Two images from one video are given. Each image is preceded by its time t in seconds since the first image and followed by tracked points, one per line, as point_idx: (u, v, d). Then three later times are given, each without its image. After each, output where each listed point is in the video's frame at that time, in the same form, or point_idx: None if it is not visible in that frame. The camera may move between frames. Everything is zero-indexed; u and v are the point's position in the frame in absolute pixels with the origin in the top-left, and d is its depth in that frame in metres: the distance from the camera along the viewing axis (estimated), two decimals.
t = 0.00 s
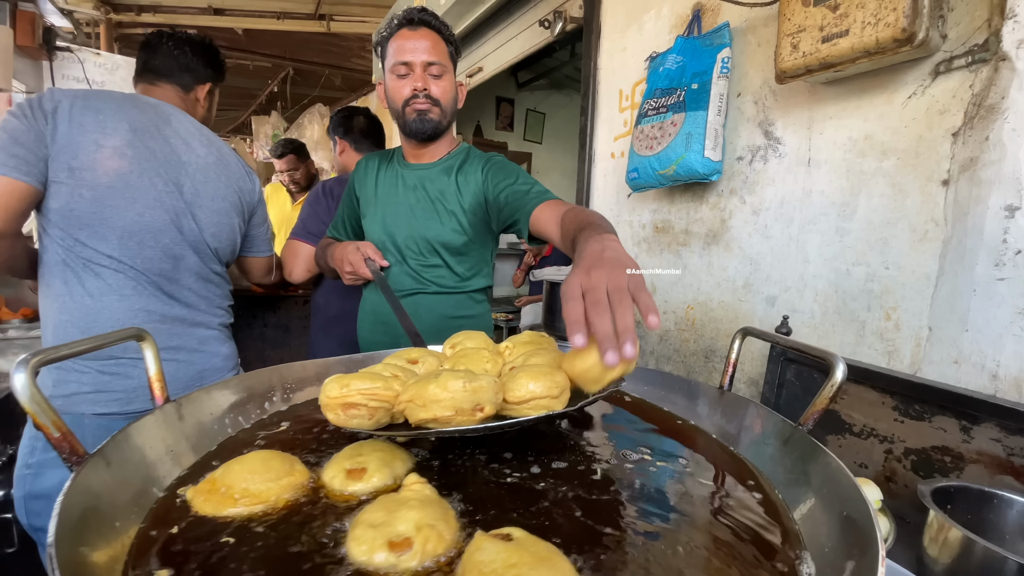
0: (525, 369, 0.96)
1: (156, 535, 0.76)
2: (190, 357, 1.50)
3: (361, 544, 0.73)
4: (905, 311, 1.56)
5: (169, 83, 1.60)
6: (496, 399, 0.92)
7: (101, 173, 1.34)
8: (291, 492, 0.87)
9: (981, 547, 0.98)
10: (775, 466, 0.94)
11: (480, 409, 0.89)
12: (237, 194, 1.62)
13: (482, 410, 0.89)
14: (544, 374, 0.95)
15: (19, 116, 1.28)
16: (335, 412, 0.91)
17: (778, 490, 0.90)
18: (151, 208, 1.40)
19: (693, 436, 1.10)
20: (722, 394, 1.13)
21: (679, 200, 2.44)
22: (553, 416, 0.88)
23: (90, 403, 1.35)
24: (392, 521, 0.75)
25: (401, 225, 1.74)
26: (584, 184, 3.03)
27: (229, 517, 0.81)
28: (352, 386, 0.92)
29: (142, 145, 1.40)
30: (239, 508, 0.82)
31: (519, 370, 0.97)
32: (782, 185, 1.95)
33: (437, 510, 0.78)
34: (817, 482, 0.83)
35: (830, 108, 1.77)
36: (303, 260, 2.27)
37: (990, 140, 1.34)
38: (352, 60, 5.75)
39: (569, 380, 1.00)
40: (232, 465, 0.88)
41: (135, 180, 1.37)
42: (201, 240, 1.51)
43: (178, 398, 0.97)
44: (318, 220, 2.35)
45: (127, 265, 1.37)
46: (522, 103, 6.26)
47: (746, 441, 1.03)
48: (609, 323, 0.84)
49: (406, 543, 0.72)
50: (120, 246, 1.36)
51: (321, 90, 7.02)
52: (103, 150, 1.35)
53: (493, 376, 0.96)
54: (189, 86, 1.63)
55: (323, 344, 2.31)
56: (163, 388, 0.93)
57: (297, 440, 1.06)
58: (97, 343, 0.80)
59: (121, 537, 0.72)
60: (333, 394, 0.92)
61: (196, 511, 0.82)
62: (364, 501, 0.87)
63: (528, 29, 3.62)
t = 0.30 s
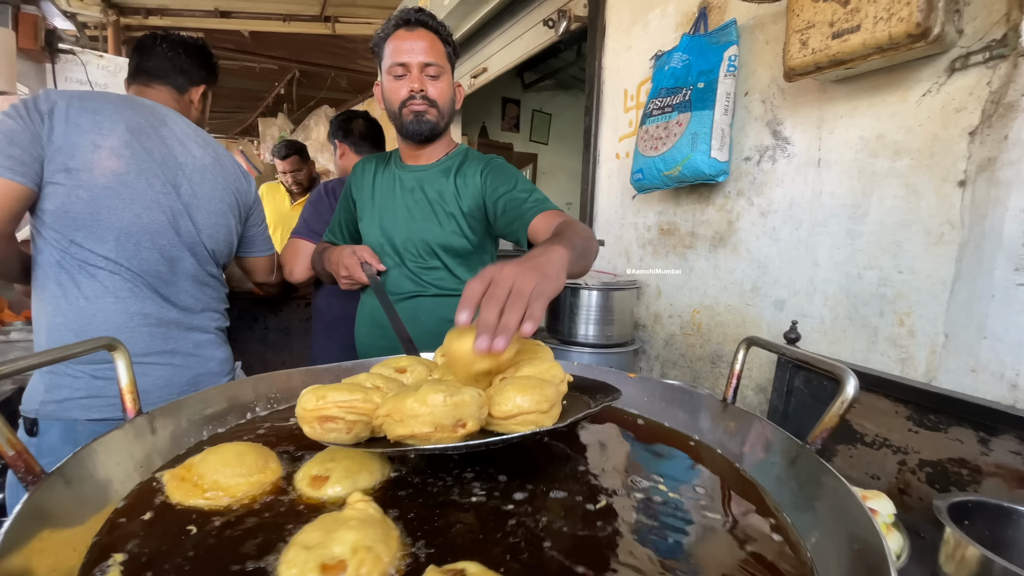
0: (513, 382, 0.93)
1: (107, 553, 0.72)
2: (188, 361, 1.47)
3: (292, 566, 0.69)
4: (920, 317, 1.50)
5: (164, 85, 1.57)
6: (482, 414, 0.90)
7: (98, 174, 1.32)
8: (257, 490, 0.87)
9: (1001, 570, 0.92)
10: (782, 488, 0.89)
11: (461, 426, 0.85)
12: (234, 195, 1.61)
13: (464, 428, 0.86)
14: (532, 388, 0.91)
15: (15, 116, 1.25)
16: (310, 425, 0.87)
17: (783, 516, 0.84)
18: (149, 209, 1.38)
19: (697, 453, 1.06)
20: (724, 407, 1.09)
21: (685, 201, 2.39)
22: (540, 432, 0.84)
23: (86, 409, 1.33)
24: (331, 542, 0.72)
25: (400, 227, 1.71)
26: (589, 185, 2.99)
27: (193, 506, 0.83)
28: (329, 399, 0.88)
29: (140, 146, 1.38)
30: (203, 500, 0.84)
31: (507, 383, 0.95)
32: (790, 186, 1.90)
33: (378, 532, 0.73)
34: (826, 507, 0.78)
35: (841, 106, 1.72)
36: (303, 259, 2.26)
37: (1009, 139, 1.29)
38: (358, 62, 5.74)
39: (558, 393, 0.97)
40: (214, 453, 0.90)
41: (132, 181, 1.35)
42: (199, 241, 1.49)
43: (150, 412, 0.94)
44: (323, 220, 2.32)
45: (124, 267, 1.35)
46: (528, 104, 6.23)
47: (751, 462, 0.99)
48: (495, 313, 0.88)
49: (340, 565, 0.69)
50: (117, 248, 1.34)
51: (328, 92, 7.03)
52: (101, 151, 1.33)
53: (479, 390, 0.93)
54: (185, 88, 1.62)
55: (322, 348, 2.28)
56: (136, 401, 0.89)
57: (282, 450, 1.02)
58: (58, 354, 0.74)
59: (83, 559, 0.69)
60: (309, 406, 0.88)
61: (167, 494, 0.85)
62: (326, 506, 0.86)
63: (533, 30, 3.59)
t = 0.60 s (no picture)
0: (509, 400, 0.91)
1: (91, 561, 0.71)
2: (187, 366, 1.46)
3: None
4: (943, 324, 1.44)
5: (161, 83, 1.57)
6: (475, 432, 0.87)
7: (97, 176, 1.30)
8: (258, 496, 0.87)
9: None
10: (798, 513, 0.84)
11: (450, 448, 0.83)
12: (235, 197, 1.60)
13: (455, 447, 0.83)
14: (530, 406, 0.88)
15: (11, 118, 1.23)
16: (297, 441, 0.85)
17: (802, 545, 0.78)
18: (149, 212, 1.36)
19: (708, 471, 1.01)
20: (739, 422, 1.04)
21: (697, 203, 2.34)
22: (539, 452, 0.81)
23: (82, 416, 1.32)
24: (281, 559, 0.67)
25: (403, 230, 1.68)
26: (599, 186, 2.94)
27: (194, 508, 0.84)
28: (316, 414, 0.86)
29: (138, 147, 1.37)
30: (205, 504, 0.84)
31: (503, 401, 0.93)
32: (806, 187, 1.84)
33: (332, 550, 0.68)
34: (851, 538, 0.73)
35: (860, 106, 1.66)
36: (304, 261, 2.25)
37: None
38: (368, 64, 5.76)
39: (558, 411, 0.94)
40: (219, 459, 0.91)
41: (131, 183, 1.34)
42: (199, 244, 1.48)
43: (139, 426, 0.90)
44: (327, 221, 2.30)
45: (123, 271, 1.34)
46: (538, 105, 6.20)
47: (765, 482, 0.93)
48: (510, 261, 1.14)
49: None
50: (116, 251, 1.33)
51: (338, 95, 7.06)
52: (99, 153, 1.31)
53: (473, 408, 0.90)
54: (182, 86, 1.61)
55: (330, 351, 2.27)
56: (122, 415, 0.88)
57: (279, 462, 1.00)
58: (40, 365, 0.72)
59: None
60: (295, 422, 0.86)
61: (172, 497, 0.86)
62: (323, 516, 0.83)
63: (542, 30, 3.55)
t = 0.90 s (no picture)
0: (513, 402, 0.89)
1: (107, 551, 0.74)
2: (184, 371, 1.45)
3: None
4: (958, 330, 1.41)
5: (161, 83, 1.56)
6: (478, 435, 0.85)
7: (90, 178, 1.29)
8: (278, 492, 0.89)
9: None
10: (819, 531, 0.81)
11: (451, 450, 0.80)
12: (234, 198, 1.59)
13: (456, 450, 0.81)
14: (534, 408, 0.87)
15: (5, 119, 1.23)
16: (295, 444, 0.84)
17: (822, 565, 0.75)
18: (144, 213, 1.35)
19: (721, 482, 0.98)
20: (756, 435, 1.01)
21: (706, 205, 2.31)
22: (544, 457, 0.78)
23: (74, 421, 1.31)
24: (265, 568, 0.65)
25: (405, 233, 1.66)
26: (606, 188, 2.92)
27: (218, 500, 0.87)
28: (313, 417, 0.84)
29: (134, 148, 1.36)
30: (228, 496, 0.86)
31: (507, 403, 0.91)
32: (818, 190, 1.81)
33: (316, 560, 0.66)
34: (875, 560, 0.70)
35: (872, 106, 1.63)
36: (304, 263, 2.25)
37: None
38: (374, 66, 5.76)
39: (564, 413, 0.92)
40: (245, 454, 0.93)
41: (126, 184, 1.33)
42: (197, 246, 1.47)
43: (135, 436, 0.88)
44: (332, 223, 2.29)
45: (118, 273, 1.33)
46: (544, 106, 6.17)
47: (783, 495, 0.91)
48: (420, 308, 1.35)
49: None
50: (110, 253, 1.32)
51: (345, 96, 7.07)
52: (93, 154, 1.30)
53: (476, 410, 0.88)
54: (182, 85, 1.60)
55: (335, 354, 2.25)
56: (117, 424, 0.87)
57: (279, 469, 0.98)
58: (28, 376, 0.70)
59: None
60: (292, 424, 0.85)
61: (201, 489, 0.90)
62: (328, 517, 0.83)
63: (549, 30, 3.53)
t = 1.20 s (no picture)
0: (520, 397, 0.89)
1: (129, 534, 0.79)
2: (183, 372, 1.44)
3: None
4: (967, 334, 1.39)
5: (169, 87, 1.56)
6: (485, 430, 0.84)
7: (92, 176, 1.29)
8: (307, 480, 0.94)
9: None
10: (828, 541, 0.79)
11: (459, 445, 0.80)
12: (238, 199, 1.58)
13: (463, 446, 0.80)
14: (541, 403, 0.86)
15: (8, 117, 1.23)
16: (299, 440, 0.82)
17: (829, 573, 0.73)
18: (145, 213, 1.35)
19: (728, 489, 0.97)
20: (763, 441, 1.01)
21: (711, 206, 2.30)
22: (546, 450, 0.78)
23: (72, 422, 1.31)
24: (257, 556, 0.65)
25: (406, 235, 1.66)
26: (610, 189, 2.90)
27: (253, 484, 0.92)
28: (318, 413, 0.82)
29: (137, 148, 1.35)
30: (262, 482, 0.92)
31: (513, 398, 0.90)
32: (825, 192, 1.80)
33: (307, 546, 0.67)
34: (883, 568, 0.68)
35: (880, 108, 1.61)
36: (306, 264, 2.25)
37: None
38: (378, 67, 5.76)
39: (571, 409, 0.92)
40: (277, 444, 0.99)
41: (128, 184, 1.33)
42: (199, 247, 1.46)
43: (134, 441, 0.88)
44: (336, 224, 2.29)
45: (118, 273, 1.33)
46: (548, 107, 6.16)
47: (792, 502, 0.89)
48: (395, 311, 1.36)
49: None
50: (110, 253, 1.32)
51: (349, 97, 7.07)
52: (96, 153, 1.30)
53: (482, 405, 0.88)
54: (192, 90, 1.60)
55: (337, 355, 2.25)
56: (117, 428, 0.87)
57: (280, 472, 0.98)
58: (32, 379, 0.70)
59: None
60: (297, 421, 0.82)
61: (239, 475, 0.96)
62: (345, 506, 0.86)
63: (553, 31, 3.52)
